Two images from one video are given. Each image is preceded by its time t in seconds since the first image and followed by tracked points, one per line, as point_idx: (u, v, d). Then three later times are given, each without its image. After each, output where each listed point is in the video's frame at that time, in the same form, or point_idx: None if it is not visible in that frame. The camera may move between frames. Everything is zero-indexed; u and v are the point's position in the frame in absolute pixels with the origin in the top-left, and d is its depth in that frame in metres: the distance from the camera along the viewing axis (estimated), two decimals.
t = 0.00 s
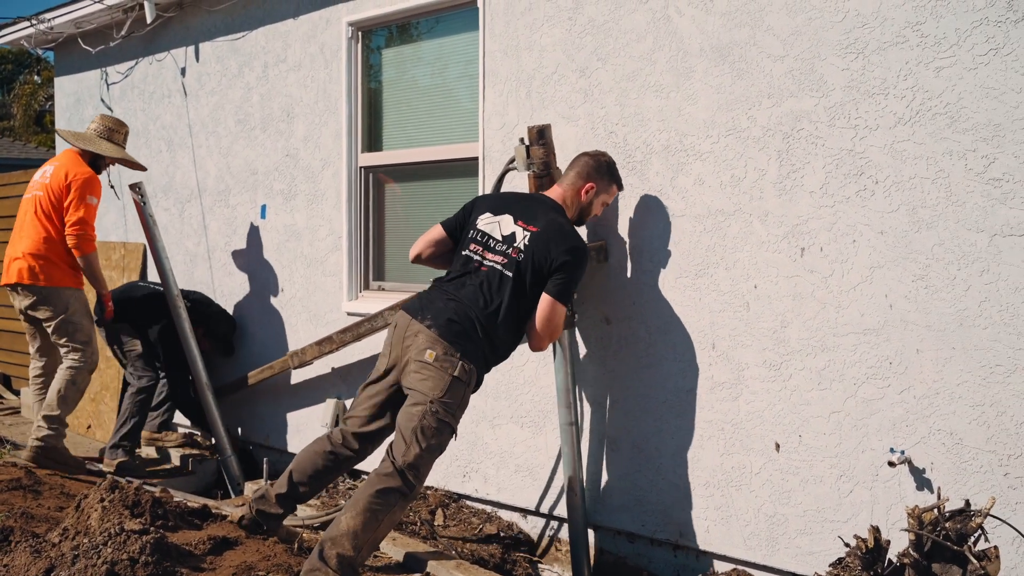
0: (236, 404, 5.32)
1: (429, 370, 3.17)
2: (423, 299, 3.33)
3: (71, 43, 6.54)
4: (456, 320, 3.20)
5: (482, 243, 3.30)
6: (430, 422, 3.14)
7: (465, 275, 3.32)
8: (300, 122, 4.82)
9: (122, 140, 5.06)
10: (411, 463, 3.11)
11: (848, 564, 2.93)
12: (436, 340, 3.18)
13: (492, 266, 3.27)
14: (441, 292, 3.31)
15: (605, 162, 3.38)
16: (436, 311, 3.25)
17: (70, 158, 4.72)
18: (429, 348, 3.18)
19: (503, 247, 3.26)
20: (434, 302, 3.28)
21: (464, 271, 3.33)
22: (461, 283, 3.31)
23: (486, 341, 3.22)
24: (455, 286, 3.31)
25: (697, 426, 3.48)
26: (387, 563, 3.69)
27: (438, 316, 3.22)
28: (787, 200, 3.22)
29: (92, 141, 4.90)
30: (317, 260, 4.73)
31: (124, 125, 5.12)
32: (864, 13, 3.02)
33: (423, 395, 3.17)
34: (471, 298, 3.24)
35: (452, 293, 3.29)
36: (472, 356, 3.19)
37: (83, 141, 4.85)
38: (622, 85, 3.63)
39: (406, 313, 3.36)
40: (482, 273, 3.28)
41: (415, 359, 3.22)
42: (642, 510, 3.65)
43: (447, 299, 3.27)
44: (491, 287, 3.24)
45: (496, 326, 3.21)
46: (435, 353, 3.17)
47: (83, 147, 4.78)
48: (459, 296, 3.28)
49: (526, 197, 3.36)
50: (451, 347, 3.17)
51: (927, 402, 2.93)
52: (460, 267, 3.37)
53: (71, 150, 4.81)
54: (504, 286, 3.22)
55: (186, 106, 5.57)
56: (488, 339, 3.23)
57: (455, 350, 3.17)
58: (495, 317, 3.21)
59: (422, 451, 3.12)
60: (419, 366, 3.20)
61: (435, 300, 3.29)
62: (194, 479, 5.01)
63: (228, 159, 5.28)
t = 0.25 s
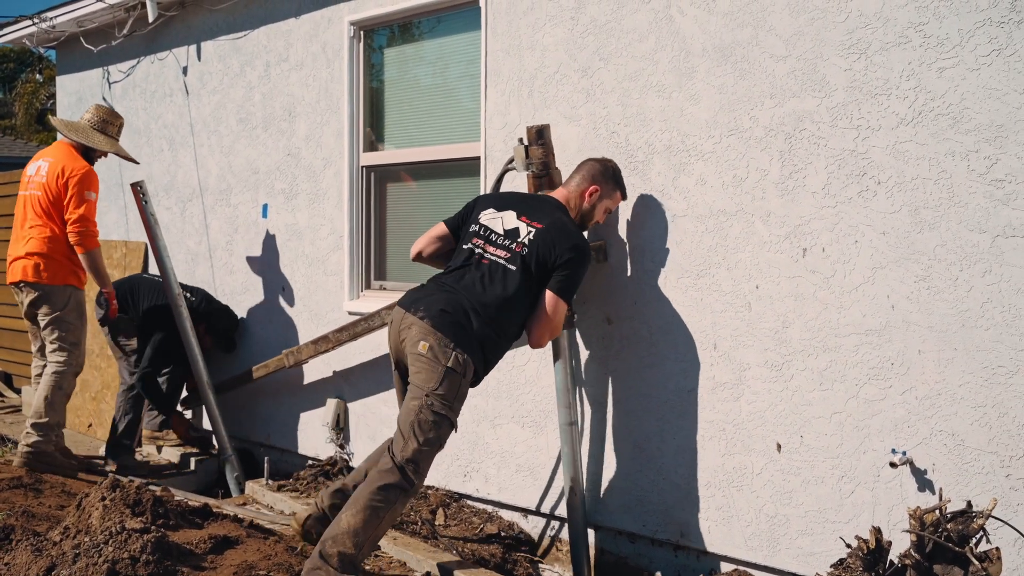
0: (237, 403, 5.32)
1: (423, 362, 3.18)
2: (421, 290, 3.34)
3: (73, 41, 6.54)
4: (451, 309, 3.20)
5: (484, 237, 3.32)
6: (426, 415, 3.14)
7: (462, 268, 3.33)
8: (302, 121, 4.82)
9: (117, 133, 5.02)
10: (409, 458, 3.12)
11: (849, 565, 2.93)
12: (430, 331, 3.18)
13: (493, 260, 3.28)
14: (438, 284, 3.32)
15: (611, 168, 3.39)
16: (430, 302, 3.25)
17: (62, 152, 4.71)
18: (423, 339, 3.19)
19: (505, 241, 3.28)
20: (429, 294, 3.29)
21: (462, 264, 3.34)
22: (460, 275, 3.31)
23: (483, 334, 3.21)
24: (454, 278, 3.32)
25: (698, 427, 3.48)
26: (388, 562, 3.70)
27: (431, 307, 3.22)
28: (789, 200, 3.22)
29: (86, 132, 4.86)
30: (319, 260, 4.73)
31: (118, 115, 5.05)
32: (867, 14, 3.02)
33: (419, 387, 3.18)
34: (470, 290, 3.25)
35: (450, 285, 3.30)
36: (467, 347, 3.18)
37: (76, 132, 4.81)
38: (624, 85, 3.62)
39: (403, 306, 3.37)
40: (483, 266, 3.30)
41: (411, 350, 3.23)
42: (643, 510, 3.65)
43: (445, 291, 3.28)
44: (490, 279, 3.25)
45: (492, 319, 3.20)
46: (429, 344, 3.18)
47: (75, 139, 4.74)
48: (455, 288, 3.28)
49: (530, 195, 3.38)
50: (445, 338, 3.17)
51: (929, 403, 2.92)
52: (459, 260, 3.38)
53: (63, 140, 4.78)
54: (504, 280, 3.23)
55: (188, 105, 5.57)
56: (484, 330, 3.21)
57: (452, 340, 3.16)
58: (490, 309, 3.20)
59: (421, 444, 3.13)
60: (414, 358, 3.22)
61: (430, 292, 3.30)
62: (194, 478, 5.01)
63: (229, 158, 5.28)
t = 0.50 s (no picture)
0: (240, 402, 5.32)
1: (441, 367, 3.20)
2: (423, 297, 3.37)
3: (75, 39, 6.55)
4: (456, 313, 3.22)
5: (474, 229, 3.31)
6: (449, 417, 3.16)
7: (461, 265, 3.33)
8: (304, 119, 4.82)
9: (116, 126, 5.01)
10: (436, 459, 3.12)
11: (852, 564, 2.93)
12: (438, 338, 3.22)
13: (484, 252, 3.27)
14: (439, 288, 3.35)
15: (598, 145, 3.36)
16: (434, 307, 3.28)
17: (63, 146, 4.69)
18: (433, 346, 3.22)
19: (493, 231, 3.26)
20: (432, 298, 3.32)
21: (460, 261, 3.35)
22: (458, 275, 3.32)
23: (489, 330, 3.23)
24: (453, 278, 3.33)
25: (700, 426, 3.47)
26: (390, 561, 3.71)
27: (436, 313, 3.25)
28: (792, 200, 3.21)
29: (87, 125, 4.85)
30: (321, 258, 4.73)
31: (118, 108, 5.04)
32: (870, 13, 3.01)
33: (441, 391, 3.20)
34: (469, 288, 3.26)
35: (450, 286, 3.31)
36: (476, 345, 3.20)
37: (77, 125, 4.80)
38: (627, 84, 3.62)
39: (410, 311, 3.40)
40: (477, 260, 3.29)
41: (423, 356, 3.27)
42: (645, 510, 3.64)
43: (445, 294, 3.30)
44: (486, 272, 3.24)
45: (496, 315, 3.21)
46: (440, 350, 3.21)
47: (77, 133, 4.74)
48: (456, 288, 3.29)
49: (515, 181, 3.35)
50: (452, 342, 3.19)
51: (932, 403, 2.92)
52: (456, 259, 3.38)
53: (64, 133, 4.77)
54: (497, 269, 3.21)
55: (191, 103, 5.57)
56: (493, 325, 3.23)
57: (461, 341, 3.19)
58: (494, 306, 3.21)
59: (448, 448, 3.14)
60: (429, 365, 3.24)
61: (433, 297, 3.32)
62: (195, 475, 4.99)
63: (232, 156, 5.28)
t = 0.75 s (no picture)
0: (246, 400, 5.34)
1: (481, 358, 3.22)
2: (435, 281, 3.38)
3: (82, 36, 6.56)
4: (476, 302, 3.23)
5: (482, 211, 3.33)
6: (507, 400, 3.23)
7: (473, 249, 3.34)
8: (310, 117, 4.83)
9: (117, 123, 5.00)
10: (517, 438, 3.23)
11: (858, 563, 2.92)
12: (465, 329, 3.22)
13: (494, 232, 3.28)
14: (451, 271, 3.36)
15: (602, 118, 3.37)
16: (452, 295, 3.28)
17: (63, 143, 4.70)
18: (463, 338, 3.21)
19: (502, 211, 3.27)
20: (448, 285, 3.32)
21: (471, 245, 3.36)
22: (470, 257, 3.34)
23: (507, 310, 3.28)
24: (465, 261, 3.35)
25: (706, 424, 3.47)
26: (396, 559, 3.73)
27: (456, 302, 3.25)
28: (799, 197, 3.21)
29: (87, 121, 4.84)
30: (327, 255, 4.74)
31: (121, 104, 5.02)
32: (878, 11, 3.01)
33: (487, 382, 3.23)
34: (482, 271, 3.28)
35: (462, 269, 3.33)
36: (496, 328, 3.24)
37: (77, 121, 4.79)
38: (633, 82, 3.62)
39: (424, 298, 3.40)
40: (487, 241, 3.31)
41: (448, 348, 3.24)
42: (650, 508, 3.64)
43: (458, 277, 3.31)
44: (497, 253, 3.26)
45: (512, 296, 3.27)
46: (471, 341, 3.21)
47: (76, 130, 4.73)
48: (470, 273, 3.30)
49: (520, 159, 3.36)
50: (477, 330, 3.21)
51: (939, 402, 2.91)
52: (466, 240, 3.40)
53: (63, 128, 4.76)
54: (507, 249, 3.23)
55: (197, 100, 5.58)
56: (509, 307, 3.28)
57: (482, 329, 3.22)
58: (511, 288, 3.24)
59: (521, 426, 3.25)
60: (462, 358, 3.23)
61: (448, 284, 3.32)
62: (201, 473, 4.98)
63: (238, 153, 5.29)
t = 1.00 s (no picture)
0: (250, 398, 5.35)
1: (511, 350, 3.22)
2: (453, 275, 3.35)
3: (87, 35, 6.57)
4: (502, 294, 3.22)
5: (492, 200, 3.32)
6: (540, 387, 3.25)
7: (488, 242, 3.33)
8: (315, 115, 4.83)
9: (117, 122, 4.99)
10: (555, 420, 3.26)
11: (862, 563, 2.92)
12: (492, 324, 3.20)
13: (506, 220, 3.28)
14: (467, 264, 3.34)
15: (601, 93, 3.37)
16: (475, 291, 3.26)
17: (59, 142, 4.71)
18: (490, 332, 3.20)
19: (511, 198, 3.27)
20: (469, 281, 3.29)
21: (485, 237, 3.35)
22: (484, 248, 3.32)
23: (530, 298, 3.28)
24: (480, 253, 3.33)
25: (711, 424, 3.47)
26: (400, 557, 3.74)
27: (481, 297, 3.23)
28: (804, 197, 3.20)
29: (86, 121, 4.83)
30: (332, 253, 4.75)
31: (123, 103, 5.01)
32: (884, 10, 3.00)
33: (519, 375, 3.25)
34: (502, 262, 3.26)
35: (478, 260, 3.31)
36: (523, 315, 3.22)
37: (77, 121, 4.79)
38: (638, 81, 3.62)
39: (443, 295, 3.37)
40: (501, 231, 3.30)
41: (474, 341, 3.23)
42: (655, 507, 3.64)
43: (477, 269, 3.30)
44: (512, 240, 3.25)
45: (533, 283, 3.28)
46: (497, 336, 3.20)
47: (73, 129, 4.71)
48: (489, 265, 3.28)
49: (522, 145, 3.37)
50: (505, 323, 3.20)
51: (943, 401, 2.91)
52: (478, 232, 3.39)
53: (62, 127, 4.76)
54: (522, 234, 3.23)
55: (202, 98, 5.59)
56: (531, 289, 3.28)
57: (510, 320, 3.20)
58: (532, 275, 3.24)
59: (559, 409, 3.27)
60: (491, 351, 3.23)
61: (468, 279, 3.29)
62: (206, 470, 5.00)
63: (243, 152, 5.29)
